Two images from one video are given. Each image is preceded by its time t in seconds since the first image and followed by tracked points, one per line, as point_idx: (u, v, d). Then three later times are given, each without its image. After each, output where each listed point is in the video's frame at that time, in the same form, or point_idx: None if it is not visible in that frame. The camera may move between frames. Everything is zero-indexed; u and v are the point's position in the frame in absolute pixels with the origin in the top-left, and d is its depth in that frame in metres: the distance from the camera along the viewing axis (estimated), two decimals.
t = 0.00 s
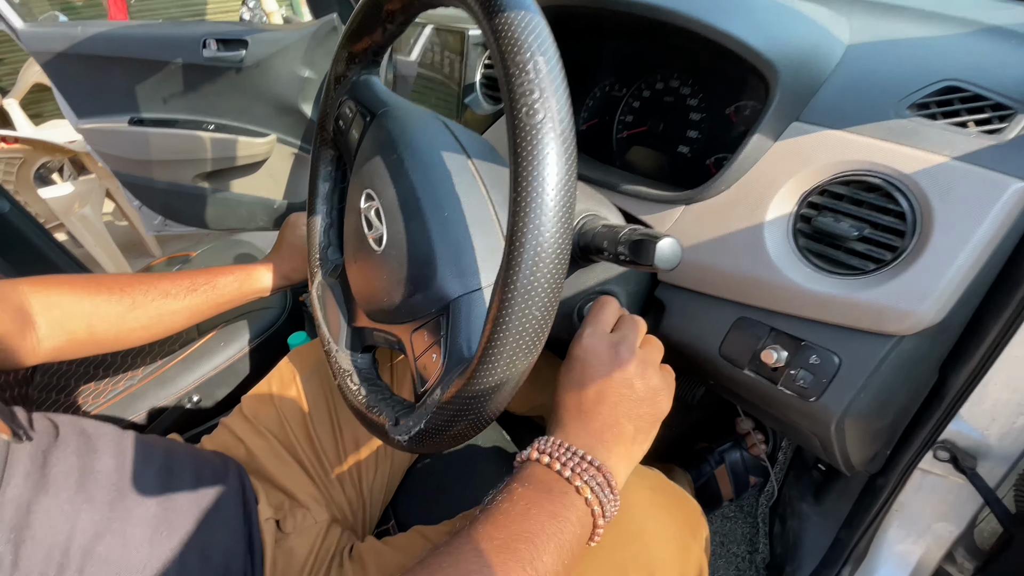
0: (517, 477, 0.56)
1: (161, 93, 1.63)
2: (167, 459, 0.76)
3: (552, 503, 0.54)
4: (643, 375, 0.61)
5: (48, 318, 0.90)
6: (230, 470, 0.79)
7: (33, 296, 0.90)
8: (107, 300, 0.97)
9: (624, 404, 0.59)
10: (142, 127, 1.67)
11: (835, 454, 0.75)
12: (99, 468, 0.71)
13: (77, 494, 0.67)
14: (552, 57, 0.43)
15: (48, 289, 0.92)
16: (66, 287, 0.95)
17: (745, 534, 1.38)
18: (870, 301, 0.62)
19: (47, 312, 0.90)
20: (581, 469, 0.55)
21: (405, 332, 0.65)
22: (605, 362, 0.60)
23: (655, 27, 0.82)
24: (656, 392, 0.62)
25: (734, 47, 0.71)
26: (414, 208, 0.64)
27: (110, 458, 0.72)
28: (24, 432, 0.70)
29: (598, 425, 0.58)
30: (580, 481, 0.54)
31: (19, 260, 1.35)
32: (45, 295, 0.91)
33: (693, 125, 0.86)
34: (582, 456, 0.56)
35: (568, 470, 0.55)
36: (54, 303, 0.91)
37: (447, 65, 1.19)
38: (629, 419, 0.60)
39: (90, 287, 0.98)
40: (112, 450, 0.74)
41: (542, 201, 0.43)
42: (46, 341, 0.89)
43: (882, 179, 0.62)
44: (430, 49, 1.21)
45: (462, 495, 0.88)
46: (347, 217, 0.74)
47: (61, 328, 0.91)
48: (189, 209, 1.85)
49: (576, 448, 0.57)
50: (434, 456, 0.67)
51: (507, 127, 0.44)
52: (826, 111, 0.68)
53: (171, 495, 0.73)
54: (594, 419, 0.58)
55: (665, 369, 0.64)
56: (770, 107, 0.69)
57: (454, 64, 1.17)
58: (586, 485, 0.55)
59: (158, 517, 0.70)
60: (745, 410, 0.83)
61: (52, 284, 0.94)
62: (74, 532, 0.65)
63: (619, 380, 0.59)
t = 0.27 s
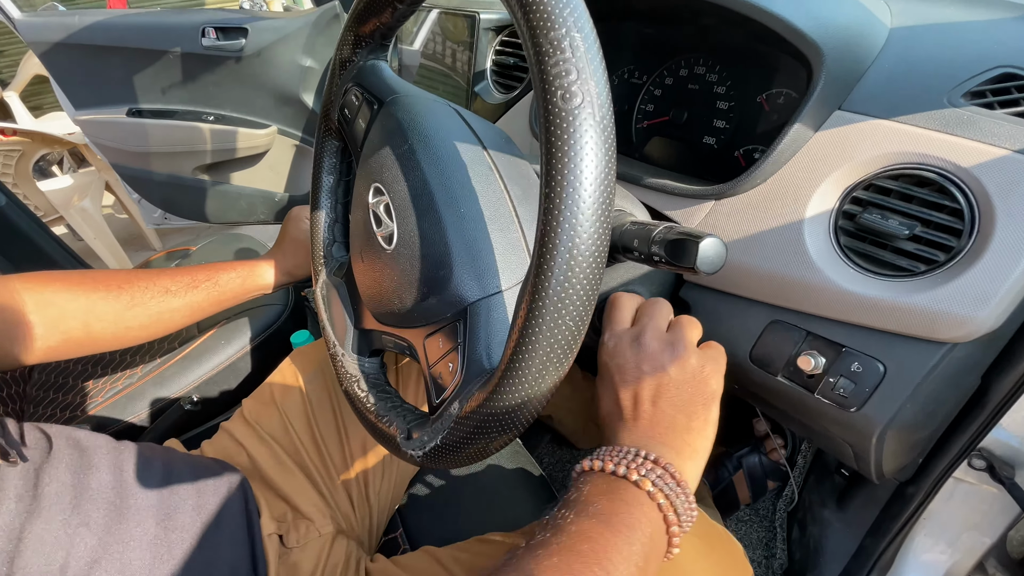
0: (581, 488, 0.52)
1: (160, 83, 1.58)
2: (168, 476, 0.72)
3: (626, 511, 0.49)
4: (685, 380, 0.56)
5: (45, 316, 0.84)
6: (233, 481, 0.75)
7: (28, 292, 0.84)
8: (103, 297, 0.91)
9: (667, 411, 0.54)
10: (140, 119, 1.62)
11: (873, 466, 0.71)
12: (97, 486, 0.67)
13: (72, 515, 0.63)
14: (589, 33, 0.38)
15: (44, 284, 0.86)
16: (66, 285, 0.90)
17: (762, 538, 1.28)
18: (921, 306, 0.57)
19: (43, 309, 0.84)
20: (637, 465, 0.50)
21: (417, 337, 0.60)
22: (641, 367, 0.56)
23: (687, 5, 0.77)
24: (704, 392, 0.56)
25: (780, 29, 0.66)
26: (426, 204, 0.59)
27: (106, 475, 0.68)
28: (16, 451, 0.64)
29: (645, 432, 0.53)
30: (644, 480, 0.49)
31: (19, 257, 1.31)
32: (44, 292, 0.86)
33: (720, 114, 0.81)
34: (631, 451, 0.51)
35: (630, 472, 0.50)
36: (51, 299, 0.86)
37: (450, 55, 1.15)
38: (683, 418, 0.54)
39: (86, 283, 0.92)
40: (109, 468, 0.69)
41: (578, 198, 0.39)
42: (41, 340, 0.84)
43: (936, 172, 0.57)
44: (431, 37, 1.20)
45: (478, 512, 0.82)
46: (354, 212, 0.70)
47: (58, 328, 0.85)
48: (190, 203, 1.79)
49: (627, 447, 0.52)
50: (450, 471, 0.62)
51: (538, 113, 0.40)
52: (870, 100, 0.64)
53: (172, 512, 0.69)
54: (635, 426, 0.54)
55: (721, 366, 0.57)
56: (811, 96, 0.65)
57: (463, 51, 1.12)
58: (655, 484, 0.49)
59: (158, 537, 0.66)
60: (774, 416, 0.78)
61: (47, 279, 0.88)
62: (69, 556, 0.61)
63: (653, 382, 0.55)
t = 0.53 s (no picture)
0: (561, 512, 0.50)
1: (157, 85, 1.56)
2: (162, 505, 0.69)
3: (607, 538, 0.46)
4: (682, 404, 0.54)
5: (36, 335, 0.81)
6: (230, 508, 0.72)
7: (21, 311, 0.82)
8: (99, 312, 0.89)
9: (653, 434, 0.52)
10: (137, 120, 1.59)
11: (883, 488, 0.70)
12: (91, 523, 0.64)
13: (64, 555, 0.61)
14: (603, 60, 0.36)
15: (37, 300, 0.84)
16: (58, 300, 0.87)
17: (764, 552, 1.21)
18: (940, 333, 0.57)
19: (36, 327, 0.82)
20: (615, 488, 0.48)
21: (419, 361, 0.58)
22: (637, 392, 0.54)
23: (693, 18, 0.74)
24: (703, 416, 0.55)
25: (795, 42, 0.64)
26: (430, 225, 0.57)
27: (101, 509, 0.66)
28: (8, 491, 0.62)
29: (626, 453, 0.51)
30: (625, 505, 0.47)
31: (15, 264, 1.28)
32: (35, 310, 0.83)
33: (730, 128, 0.79)
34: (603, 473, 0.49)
35: (608, 497, 0.48)
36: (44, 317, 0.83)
37: (450, 53, 1.15)
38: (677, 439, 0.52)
39: (82, 298, 0.90)
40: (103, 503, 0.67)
41: (592, 231, 0.37)
42: (34, 361, 0.81)
43: (957, 195, 0.56)
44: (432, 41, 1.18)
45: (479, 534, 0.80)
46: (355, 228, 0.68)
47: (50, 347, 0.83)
48: (188, 206, 1.77)
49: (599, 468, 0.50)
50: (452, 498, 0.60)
51: (549, 141, 0.38)
52: (887, 118, 0.62)
53: (168, 548, 0.66)
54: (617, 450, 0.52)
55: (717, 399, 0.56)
56: (827, 112, 0.63)
57: (467, 58, 1.10)
58: (636, 509, 0.47)
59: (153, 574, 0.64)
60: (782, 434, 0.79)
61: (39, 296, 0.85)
62: None
63: (647, 408, 0.53)
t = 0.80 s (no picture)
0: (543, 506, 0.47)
1: (156, 81, 1.54)
2: (149, 500, 0.66)
3: (591, 539, 0.44)
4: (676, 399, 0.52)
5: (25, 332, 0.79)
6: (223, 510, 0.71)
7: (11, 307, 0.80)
8: (91, 309, 0.88)
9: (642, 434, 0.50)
10: (136, 117, 1.58)
11: (892, 492, 0.68)
12: (70, 519, 0.61)
13: (44, 553, 0.58)
14: (612, 43, 0.35)
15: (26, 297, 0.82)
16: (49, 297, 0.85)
17: (768, 554, 1.19)
18: (954, 332, 0.55)
19: (25, 324, 0.79)
20: (606, 488, 0.45)
21: (418, 358, 0.57)
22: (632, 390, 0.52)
23: (705, 8, 0.72)
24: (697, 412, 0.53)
25: (805, 33, 0.63)
26: (429, 219, 0.55)
27: (82, 505, 0.62)
28: None
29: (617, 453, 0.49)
30: (614, 508, 0.44)
31: (16, 264, 1.27)
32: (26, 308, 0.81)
33: (736, 122, 0.78)
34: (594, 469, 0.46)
35: (597, 497, 0.45)
36: (34, 313, 0.81)
37: (450, 53, 1.13)
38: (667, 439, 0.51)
39: (74, 294, 0.88)
40: (84, 496, 0.63)
41: (599, 223, 0.35)
42: (23, 359, 0.78)
43: (973, 189, 0.55)
44: (431, 37, 1.17)
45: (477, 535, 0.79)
46: (353, 223, 0.66)
47: (41, 346, 0.80)
48: (187, 204, 1.76)
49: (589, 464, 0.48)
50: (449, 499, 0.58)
51: (555, 128, 0.36)
52: (900, 111, 0.61)
53: (154, 544, 0.63)
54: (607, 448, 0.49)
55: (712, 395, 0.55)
56: (838, 105, 0.62)
57: (468, 52, 1.09)
58: (624, 512, 0.44)
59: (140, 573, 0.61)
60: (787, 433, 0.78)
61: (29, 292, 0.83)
62: None
63: (644, 408, 0.51)
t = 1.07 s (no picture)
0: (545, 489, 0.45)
1: (157, 79, 1.54)
2: (141, 494, 0.66)
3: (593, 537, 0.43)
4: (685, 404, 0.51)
5: (17, 331, 0.78)
6: (217, 505, 0.70)
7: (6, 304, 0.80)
8: (85, 306, 0.87)
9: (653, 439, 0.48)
10: (137, 115, 1.57)
11: (894, 495, 0.67)
12: (57, 509, 0.59)
13: (31, 541, 0.56)
14: (612, 37, 0.34)
15: (19, 294, 0.81)
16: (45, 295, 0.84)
17: (768, 556, 1.18)
18: (957, 333, 0.55)
19: (17, 322, 0.78)
20: (626, 495, 0.43)
21: (416, 357, 0.56)
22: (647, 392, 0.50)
23: (707, 6, 0.72)
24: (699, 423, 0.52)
25: (807, 31, 0.62)
26: (428, 216, 0.55)
27: (72, 495, 0.61)
28: None
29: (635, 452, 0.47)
30: (628, 521, 0.42)
31: (16, 261, 1.26)
32: (21, 305, 0.80)
33: (738, 121, 0.77)
34: (618, 467, 0.44)
35: (613, 502, 0.43)
36: (26, 311, 0.80)
37: (452, 53, 1.13)
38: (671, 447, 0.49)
39: (68, 291, 0.88)
40: (72, 486, 0.61)
41: (598, 220, 0.35)
42: (16, 358, 0.77)
43: (977, 189, 0.54)
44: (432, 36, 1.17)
45: (474, 534, 0.78)
46: (351, 221, 0.66)
47: (35, 344, 0.79)
48: (187, 202, 1.75)
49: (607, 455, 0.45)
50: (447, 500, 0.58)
51: (555, 123, 0.36)
52: (903, 110, 0.60)
53: (145, 535, 0.62)
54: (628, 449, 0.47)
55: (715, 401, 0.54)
56: (841, 103, 0.61)
57: (469, 51, 1.08)
58: (635, 525, 0.43)
59: (129, 564, 0.60)
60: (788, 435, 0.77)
61: (22, 288, 0.82)
62: None
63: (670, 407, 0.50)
